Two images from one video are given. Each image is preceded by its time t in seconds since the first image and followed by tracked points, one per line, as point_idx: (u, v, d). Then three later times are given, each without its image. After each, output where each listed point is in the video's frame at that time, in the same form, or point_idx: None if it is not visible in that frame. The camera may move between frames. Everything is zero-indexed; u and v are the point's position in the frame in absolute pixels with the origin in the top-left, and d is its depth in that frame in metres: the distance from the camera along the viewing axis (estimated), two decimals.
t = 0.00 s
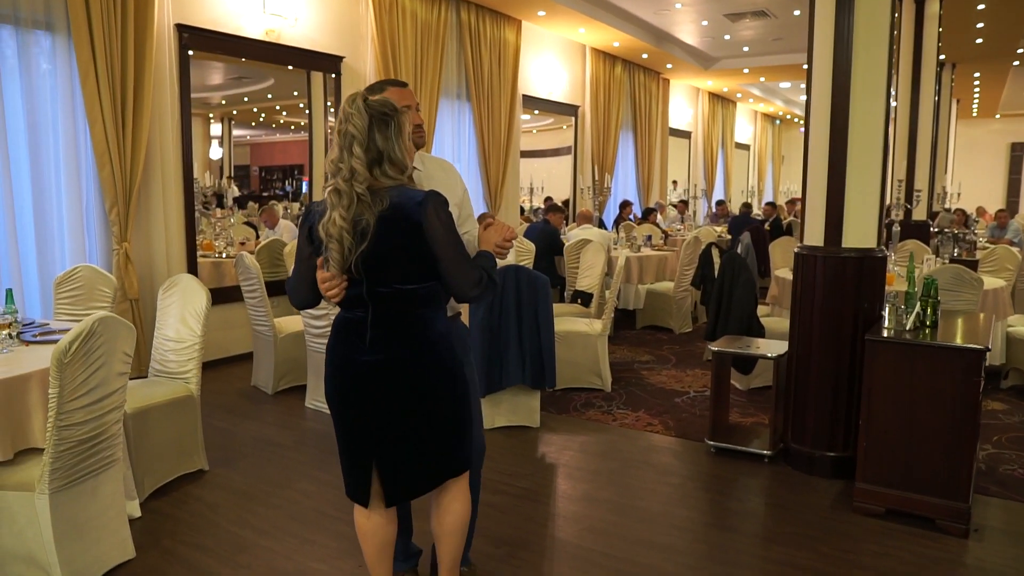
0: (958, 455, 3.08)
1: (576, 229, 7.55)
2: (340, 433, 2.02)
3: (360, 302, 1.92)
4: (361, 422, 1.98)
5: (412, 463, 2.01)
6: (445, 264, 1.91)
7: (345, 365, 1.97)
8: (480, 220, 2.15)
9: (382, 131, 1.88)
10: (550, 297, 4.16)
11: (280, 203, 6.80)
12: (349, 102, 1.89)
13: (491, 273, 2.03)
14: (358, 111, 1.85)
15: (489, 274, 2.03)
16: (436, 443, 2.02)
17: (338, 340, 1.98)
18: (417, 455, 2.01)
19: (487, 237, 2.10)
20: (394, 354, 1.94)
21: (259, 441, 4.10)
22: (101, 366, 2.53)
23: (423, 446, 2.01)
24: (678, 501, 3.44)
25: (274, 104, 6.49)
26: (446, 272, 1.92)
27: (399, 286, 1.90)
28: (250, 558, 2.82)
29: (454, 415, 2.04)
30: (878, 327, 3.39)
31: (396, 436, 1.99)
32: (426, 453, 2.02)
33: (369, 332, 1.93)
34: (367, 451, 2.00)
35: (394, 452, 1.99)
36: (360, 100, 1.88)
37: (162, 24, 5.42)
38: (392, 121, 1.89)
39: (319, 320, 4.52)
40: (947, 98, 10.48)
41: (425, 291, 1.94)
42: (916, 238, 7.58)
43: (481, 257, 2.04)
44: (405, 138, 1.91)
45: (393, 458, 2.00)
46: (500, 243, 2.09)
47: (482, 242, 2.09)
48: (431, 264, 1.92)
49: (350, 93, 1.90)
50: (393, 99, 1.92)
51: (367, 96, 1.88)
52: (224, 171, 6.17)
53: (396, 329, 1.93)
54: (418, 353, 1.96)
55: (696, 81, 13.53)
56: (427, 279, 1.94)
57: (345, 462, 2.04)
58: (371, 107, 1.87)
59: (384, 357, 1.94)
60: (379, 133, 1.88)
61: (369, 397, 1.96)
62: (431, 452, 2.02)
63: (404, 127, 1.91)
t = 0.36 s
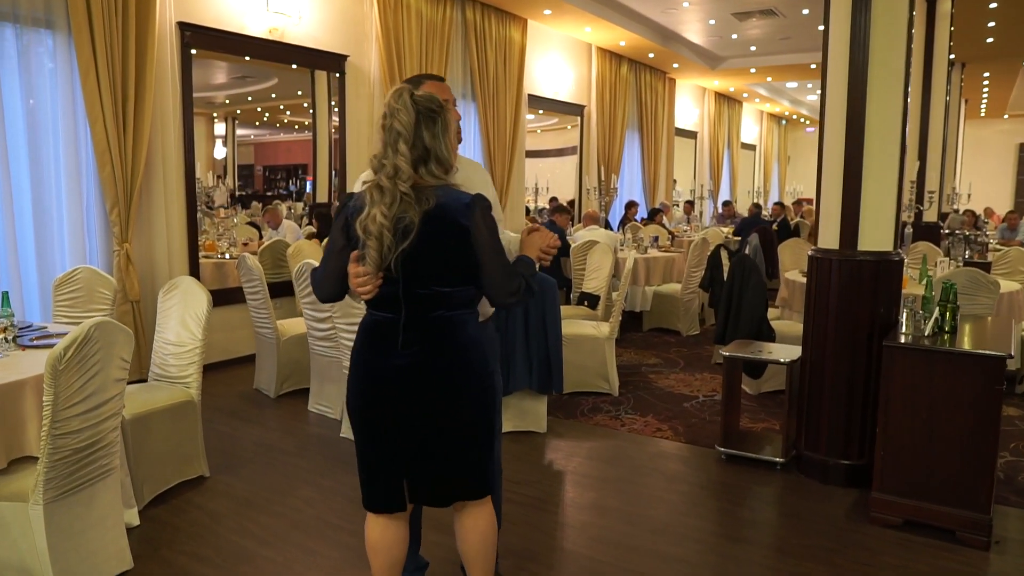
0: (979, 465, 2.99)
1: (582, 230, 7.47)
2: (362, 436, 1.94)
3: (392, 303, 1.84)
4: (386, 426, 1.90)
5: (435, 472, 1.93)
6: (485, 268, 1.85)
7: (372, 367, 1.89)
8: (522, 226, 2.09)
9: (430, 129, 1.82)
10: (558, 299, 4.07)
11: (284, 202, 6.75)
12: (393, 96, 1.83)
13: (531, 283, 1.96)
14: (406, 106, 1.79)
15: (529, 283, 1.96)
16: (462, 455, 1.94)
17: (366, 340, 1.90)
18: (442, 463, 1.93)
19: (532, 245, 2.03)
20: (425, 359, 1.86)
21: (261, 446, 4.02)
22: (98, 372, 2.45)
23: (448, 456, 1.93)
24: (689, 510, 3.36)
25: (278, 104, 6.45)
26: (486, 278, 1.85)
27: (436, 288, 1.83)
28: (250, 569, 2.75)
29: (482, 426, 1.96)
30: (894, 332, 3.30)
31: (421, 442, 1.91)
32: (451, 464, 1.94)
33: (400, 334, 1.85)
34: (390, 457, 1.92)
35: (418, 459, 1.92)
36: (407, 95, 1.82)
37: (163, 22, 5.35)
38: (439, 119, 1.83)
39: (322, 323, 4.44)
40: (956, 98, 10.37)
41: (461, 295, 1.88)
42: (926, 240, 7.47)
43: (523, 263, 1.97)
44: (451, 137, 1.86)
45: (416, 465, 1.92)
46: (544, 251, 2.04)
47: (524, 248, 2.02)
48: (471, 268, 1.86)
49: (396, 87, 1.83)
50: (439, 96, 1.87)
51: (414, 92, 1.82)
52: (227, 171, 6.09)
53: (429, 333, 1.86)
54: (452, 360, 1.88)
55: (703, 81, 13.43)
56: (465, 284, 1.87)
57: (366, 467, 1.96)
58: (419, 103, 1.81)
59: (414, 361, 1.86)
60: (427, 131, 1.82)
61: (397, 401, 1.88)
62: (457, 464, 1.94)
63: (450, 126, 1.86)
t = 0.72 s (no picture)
0: (1005, 473, 2.89)
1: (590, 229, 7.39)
2: (409, 444, 1.85)
3: (448, 304, 1.77)
4: (437, 434, 1.83)
5: (485, 485, 1.84)
6: (547, 275, 1.79)
7: (425, 373, 1.81)
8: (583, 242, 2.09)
9: (504, 129, 1.78)
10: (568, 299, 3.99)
11: (289, 203, 6.59)
12: (469, 91, 1.78)
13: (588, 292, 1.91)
14: (483, 102, 1.74)
15: (585, 292, 1.91)
16: (511, 468, 1.85)
17: (415, 343, 1.82)
18: (493, 476, 1.84)
19: (593, 263, 2.04)
20: (482, 366, 1.79)
21: (267, 450, 3.95)
22: (99, 375, 2.38)
23: (500, 468, 1.84)
24: (704, 516, 3.28)
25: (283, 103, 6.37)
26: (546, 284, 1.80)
27: (496, 293, 1.76)
28: None
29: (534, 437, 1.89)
30: (915, 335, 3.21)
31: (473, 454, 1.83)
32: (503, 477, 1.85)
33: (454, 339, 1.78)
34: (439, 466, 1.85)
35: (469, 470, 1.84)
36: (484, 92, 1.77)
37: (167, 19, 5.28)
38: (512, 120, 1.80)
39: (327, 324, 4.37)
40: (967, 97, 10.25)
41: (519, 302, 1.81)
42: (939, 241, 7.37)
43: (581, 276, 1.91)
44: (522, 140, 1.81)
45: (466, 476, 1.84)
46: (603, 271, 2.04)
47: (584, 264, 2.03)
48: (532, 274, 1.79)
49: (472, 83, 1.78)
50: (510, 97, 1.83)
51: (491, 90, 1.78)
52: (232, 170, 6.02)
53: (487, 339, 1.78)
54: (509, 368, 1.81)
55: (710, 80, 13.33)
56: (523, 290, 1.81)
57: (409, 477, 1.88)
58: (495, 101, 1.77)
59: (467, 367, 1.79)
60: (501, 131, 1.77)
61: (450, 409, 1.81)
62: (508, 476, 1.86)
63: (520, 129, 1.82)
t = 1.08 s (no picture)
0: None
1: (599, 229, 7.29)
2: (421, 444, 1.77)
3: (467, 302, 1.68)
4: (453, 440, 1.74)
5: (502, 496, 1.75)
6: (574, 276, 1.69)
7: (442, 374, 1.72)
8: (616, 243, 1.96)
9: (543, 122, 1.70)
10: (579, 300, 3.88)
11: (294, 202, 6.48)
12: (509, 80, 1.70)
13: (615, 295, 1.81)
14: (525, 93, 1.66)
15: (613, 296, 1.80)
16: (527, 474, 1.75)
17: (432, 341, 1.74)
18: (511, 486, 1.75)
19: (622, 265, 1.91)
20: (499, 369, 1.70)
21: (271, 454, 3.86)
22: (95, 379, 2.29)
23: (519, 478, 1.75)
24: (721, 524, 3.18)
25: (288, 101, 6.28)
26: (571, 287, 1.70)
27: (518, 293, 1.67)
28: None
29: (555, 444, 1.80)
30: (939, 338, 3.10)
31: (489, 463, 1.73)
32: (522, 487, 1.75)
33: (473, 338, 1.69)
34: (453, 468, 1.76)
35: (483, 473, 1.74)
36: (525, 82, 1.69)
37: (170, 14, 5.20)
38: (551, 113, 1.71)
39: (334, 325, 4.28)
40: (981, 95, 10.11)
41: (543, 303, 1.72)
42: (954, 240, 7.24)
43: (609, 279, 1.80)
44: (559, 135, 1.73)
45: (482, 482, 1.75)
46: (633, 276, 1.90)
47: (613, 266, 1.91)
48: (558, 274, 1.69)
49: (513, 71, 1.70)
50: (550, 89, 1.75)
51: (532, 80, 1.70)
52: (237, 169, 5.95)
53: (508, 341, 1.69)
54: (530, 372, 1.71)
55: (718, 78, 13.22)
56: (547, 291, 1.71)
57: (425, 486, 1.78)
58: (535, 92, 1.69)
59: (485, 369, 1.69)
60: (538, 124, 1.69)
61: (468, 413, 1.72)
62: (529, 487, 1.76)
63: (558, 123, 1.74)
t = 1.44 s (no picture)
0: None
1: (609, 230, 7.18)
2: (418, 458, 1.68)
3: (461, 313, 1.59)
4: (445, 456, 1.64)
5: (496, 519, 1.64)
6: (573, 288, 1.56)
7: (434, 386, 1.63)
8: (621, 258, 1.83)
9: (547, 126, 1.60)
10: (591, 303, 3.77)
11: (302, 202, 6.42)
12: (514, 80, 1.61)
13: (617, 311, 1.66)
14: (529, 95, 1.57)
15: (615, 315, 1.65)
16: (527, 492, 1.64)
17: (426, 353, 1.65)
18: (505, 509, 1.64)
19: (627, 279, 1.76)
20: (492, 385, 1.59)
21: (274, 461, 3.78)
22: (90, 390, 2.20)
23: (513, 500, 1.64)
24: (738, 537, 3.07)
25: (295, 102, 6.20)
26: (570, 298, 1.57)
27: (512, 303, 1.56)
28: None
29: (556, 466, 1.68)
30: (967, 345, 2.99)
31: (482, 482, 1.63)
32: (518, 511, 1.64)
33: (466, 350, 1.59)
34: (448, 484, 1.66)
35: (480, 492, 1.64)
36: (529, 83, 1.60)
37: (174, 13, 5.12)
38: (557, 117, 1.62)
39: (340, 330, 4.20)
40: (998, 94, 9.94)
41: (542, 316, 1.59)
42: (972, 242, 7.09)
43: (610, 297, 1.68)
44: (564, 141, 1.64)
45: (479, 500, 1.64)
46: (638, 291, 1.75)
47: (617, 282, 1.76)
48: (556, 286, 1.57)
49: (516, 72, 1.61)
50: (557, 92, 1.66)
51: (537, 81, 1.61)
52: (245, 169, 5.88)
53: (502, 355, 1.58)
54: (529, 387, 1.60)
55: (729, 77, 13.09)
56: (546, 303, 1.59)
57: (418, 502, 1.70)
58: (539, 95, 1.60)
59: (478, 381, 1.59)
60: (542, 128, 1.60)
61: (460, 429, 1.62)
62: (524, 511, 1.65)
63: (564, 128, 1.65)
